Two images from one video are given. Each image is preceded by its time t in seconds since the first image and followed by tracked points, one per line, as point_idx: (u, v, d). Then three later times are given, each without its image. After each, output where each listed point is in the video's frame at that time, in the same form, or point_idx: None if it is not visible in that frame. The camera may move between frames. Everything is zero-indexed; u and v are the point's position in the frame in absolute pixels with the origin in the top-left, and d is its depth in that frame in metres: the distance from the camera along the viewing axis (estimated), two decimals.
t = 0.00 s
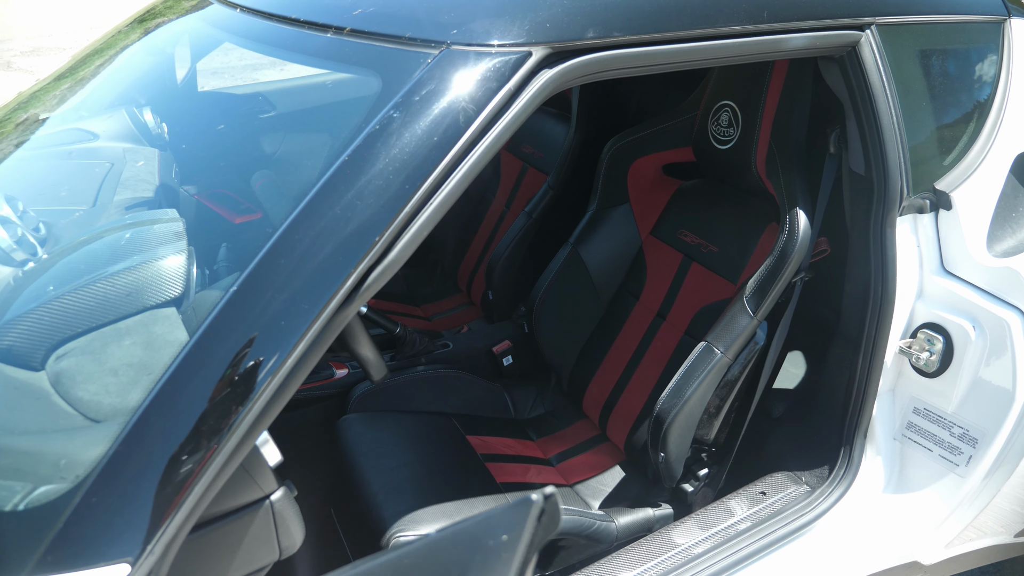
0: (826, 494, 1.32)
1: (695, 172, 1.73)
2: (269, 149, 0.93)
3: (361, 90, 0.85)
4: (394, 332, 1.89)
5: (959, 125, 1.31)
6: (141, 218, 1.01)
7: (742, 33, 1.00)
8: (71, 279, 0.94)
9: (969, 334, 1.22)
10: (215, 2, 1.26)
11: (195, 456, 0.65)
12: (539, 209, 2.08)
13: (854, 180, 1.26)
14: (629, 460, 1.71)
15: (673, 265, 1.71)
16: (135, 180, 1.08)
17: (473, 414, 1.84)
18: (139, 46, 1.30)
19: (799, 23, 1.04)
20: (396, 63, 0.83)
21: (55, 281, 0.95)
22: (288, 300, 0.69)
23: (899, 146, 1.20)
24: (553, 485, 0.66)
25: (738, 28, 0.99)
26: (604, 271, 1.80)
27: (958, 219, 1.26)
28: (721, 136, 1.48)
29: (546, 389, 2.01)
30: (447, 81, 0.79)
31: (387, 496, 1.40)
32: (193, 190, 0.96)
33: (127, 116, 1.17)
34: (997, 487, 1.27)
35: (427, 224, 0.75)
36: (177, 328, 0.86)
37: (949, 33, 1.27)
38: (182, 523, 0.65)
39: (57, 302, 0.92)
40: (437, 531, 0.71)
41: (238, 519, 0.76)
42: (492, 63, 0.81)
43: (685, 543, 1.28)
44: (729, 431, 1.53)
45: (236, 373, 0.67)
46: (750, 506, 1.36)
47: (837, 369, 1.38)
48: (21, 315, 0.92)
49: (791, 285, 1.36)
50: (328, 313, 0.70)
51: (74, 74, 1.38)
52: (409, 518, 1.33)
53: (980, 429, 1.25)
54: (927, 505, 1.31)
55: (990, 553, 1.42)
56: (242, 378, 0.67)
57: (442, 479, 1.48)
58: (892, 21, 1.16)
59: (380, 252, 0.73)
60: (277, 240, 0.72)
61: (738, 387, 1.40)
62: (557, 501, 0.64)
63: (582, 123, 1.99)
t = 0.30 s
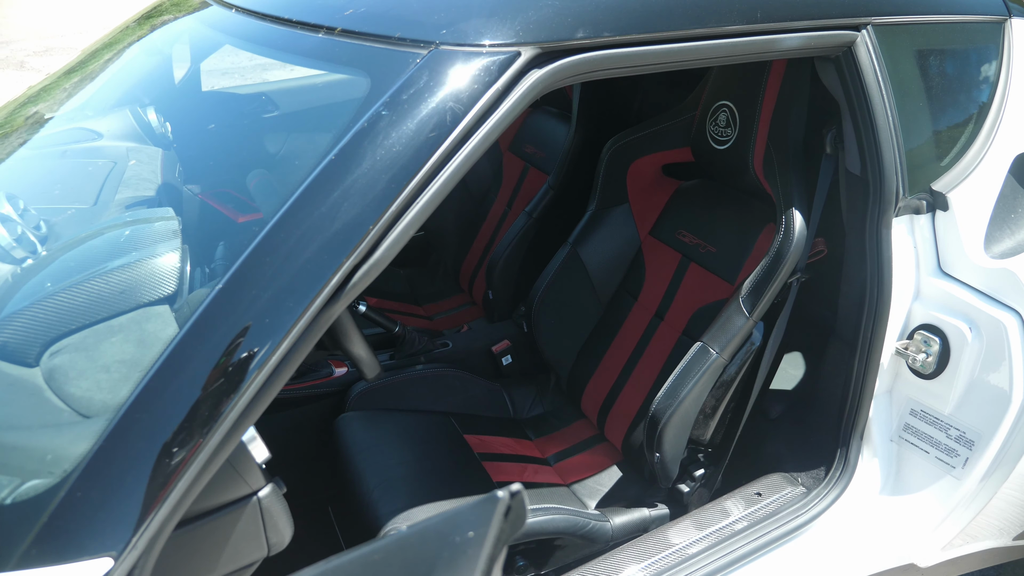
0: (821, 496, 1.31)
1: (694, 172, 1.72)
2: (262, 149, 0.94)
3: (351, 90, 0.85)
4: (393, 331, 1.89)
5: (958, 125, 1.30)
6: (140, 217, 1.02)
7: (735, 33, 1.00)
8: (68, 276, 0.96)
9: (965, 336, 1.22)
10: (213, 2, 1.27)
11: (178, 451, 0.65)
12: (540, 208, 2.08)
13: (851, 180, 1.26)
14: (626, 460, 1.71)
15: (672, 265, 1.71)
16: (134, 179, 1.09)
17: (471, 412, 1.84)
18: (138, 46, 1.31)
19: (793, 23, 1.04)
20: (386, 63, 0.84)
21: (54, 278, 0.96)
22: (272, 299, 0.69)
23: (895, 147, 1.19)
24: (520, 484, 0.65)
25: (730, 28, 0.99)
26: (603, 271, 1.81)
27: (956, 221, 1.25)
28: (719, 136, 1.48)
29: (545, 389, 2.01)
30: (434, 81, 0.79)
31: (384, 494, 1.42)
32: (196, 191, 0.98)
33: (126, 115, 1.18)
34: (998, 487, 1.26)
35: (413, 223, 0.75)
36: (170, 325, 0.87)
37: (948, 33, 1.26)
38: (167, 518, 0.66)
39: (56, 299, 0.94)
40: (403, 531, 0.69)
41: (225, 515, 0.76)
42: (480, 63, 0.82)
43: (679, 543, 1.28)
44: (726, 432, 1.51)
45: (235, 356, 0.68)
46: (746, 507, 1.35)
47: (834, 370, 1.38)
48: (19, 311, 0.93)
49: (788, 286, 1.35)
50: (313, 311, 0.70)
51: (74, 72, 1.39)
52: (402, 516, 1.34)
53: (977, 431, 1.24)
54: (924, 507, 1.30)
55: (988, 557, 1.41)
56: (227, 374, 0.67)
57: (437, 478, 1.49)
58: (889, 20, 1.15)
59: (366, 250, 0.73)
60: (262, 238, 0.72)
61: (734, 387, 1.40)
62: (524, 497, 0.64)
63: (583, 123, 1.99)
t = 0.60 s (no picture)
0: (814, 498, 1.31)
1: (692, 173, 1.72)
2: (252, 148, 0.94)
3: (338, 90, 0.86)
4: (390, 330, 1.90)
5: (953, 126, 1.29)
6: (134, 216, 1.03)
7: (725, 33, 0.99)
8: (63, 274, 0.97)
9: (958, 338, 1.21)
10: (208, 4, 1.27)
11: (161, 447, 0.66)
12: (538, 209, 2.08)
13: (845, 181, 1.25)
14: (621, 460, 1.71)
15: (667, 265, 1.71)
16: (129, 178, 1.10)
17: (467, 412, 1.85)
18: (134, 48, 1.31)
19: (784, 23, 1.04)
20: (372, 63, 0.84)
21: (50, 276, 0.97)
22: (254, 297, 0.70)
23: (888, 148, 1.18)
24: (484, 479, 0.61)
25: (720, 29, 0.99)
26: (600, 271, 1.81)
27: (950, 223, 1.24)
28: (714, 136, 1.47)
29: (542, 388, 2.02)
30: (419, 82, 0.80)
31: (377, 493, 1.43)
32: (187, 189, 0.99)
33: (121, 116, 1.19)
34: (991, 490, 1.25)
35: (397, 223, 0.76)
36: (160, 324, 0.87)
37: (943, 34, 1.25)
38: (149, 513, 0.66)
39: (49, 297, 0.95)
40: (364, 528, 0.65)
41: (210, 512, 0.77)
42: (465, 64, 0.82)
43: (671, 543, 1.28)
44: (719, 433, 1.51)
45: (222, 350, 0.68)
46: (739, 508, 1.35)
47: (828, 371, 1.38)
48: (16, 309, 0.95)
49: (781, 287, 1.35)
50: (295, 309, 0.71)
51: (71, 73, 1.40)
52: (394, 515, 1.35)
53: (970, 433, 1.24)
54: (917, 509, 1.30)
55: (983, 559, 1.41)
56: (209, 370, 0.68)
57: (431, 477, 1.50)
58: (883, 21, 1.15)
59: (348, 250, 0.74)
60: (247, 236, 0.72)
61: (727, 388, 1.39)
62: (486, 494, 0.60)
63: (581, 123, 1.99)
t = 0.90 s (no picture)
0: (810, 499, 1.30)
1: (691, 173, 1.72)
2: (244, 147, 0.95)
3: (326, 91, 0.86)
4: (390, 329, 1.91)
5: (950, 126, 1.28)
6: (131, 214, 1.04)
7: (715, 33, 1.00)
8: (59, 272, 0.98)
9: (954, 339, 1.20)
10: (206, 5, 1.29)
11: (145, 442, 0.67)
12: (538, 209, 2.09)
13: (839, 181, 1.25)
14: (618, 460, 1.71)
15: (665, 265, 1.71)
16: (127, 177, 1.11)
17: (464, 411, 1.85)
18: (133, 49, 1.33)
19: (777, 23, 1.04)
20: (361, 63, 0.85)
21: (48, 273, 0.99)
22: (239, 294, 0.71)
23: (882, 149, 1.18)
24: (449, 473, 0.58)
25: (712, 28, 0.99)
26: (599, 270, 1.82)
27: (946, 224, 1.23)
28: (711, 137, 1.48)
29: (541, 388, 2.02)
30: (405, 83, 0.80)
31: (372, 491, 1.43)
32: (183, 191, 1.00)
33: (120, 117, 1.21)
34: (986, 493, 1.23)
35: (382, 222, 0.76)
36: (152, 321, 0.87)
37: (941, 33, 1.25)
38: (134, 507, 0.67)
39: (46, 294, 0.96)
40: (329, 526, 0.63)
41: (198, 506, 0.78)
42: (452, 64, 0.82)
43: (665, 543, 1.28)
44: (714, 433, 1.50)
45: (216, 340, 0.69)
46: (734, 510, 1.35)
47: (824, 371, 1.37)
48: (15, 305, 0.96)
49: (776, 288, 1.34)
50: (280, 307, 0.72)
51: (71, 74, 1.41)
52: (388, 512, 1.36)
53: (966, 436, 1.23)
54: (913, 511, 1.29)
55: (982, 563, 1.39)
56: (195, 366, 0.69)
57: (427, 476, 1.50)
58: (878, 21, 1.14)
59: (333, 249, 0.74)
60: (233, 233, 0.73)
61: (722, 389, 1.39)
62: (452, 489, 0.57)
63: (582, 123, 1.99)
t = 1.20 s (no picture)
0: (807, 501, 1.29)
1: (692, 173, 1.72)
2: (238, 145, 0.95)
3: (317, 90, 0.87)
4: (391, 328, 1.92)
5: (950, 126, 1.27)
6: (131, 213, 1.06)
7: (708, 32, 1.00)
8: (60, 269, 1.00)
9: (953, 341, 1.20)
10: (206, 7, 1.30)
11: (133, 436, 0.68)
12: (541, 209, 2.09)
13: (836, 182, 1.24)
14: (617, 461, 1.71)
15: (666, 265, 1.70)
16: (127, 177, 1.12)
17: (465, 410, 1.85)
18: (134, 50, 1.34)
19: (772, 23, 1.04)
20: (353, 63, 0.86)
21: (51, 270, 1.00)
22: (227, 292, 0.72)
23: (880, 149, 1.17)
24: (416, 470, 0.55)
25: (705, 28, 0.99)
26: (600, 270, 1.82)
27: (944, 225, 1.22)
28: (711, 137, 1.48)
29: (542, 388, 2.02)
30: (395, 83, 0.81)
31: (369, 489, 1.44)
32: (183, 193, 1.02)
33: (120, 117, 1.22)
34: (986, 496, 1.22)
35: (370, 221, 0.77)
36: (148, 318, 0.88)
37: (942, 33, 1.24)
38: (122, 500, 0.68)
39: (46, 291, 0.97)
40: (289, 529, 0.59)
41: (189, 501, 0.79)
42: (442, 64, 0.83)
43: (661, 543, 1.28)
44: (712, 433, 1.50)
45: (216, 327, 0.71)
46: (731, 511, 1.34)
47: (823, 373, 1.37)
48: (19, 301, 0.97)
49: (773, 289, 1.34)
50: (268, 304, 0.73)
51: (74, 74, 1.42)
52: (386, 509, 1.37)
53: (964, 438, 1.22)
54: (911, 514, 1.28)
55: (982, 567, 1.38)
56: (183, 361, 0.69)
57: (426, 475, 1.51)
58: (876, 20, 1.14)
59: (322, 247, 0.75)
60: (222, 231, 0.74)
61: (720, 390, 1.39)
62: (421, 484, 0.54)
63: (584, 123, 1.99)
